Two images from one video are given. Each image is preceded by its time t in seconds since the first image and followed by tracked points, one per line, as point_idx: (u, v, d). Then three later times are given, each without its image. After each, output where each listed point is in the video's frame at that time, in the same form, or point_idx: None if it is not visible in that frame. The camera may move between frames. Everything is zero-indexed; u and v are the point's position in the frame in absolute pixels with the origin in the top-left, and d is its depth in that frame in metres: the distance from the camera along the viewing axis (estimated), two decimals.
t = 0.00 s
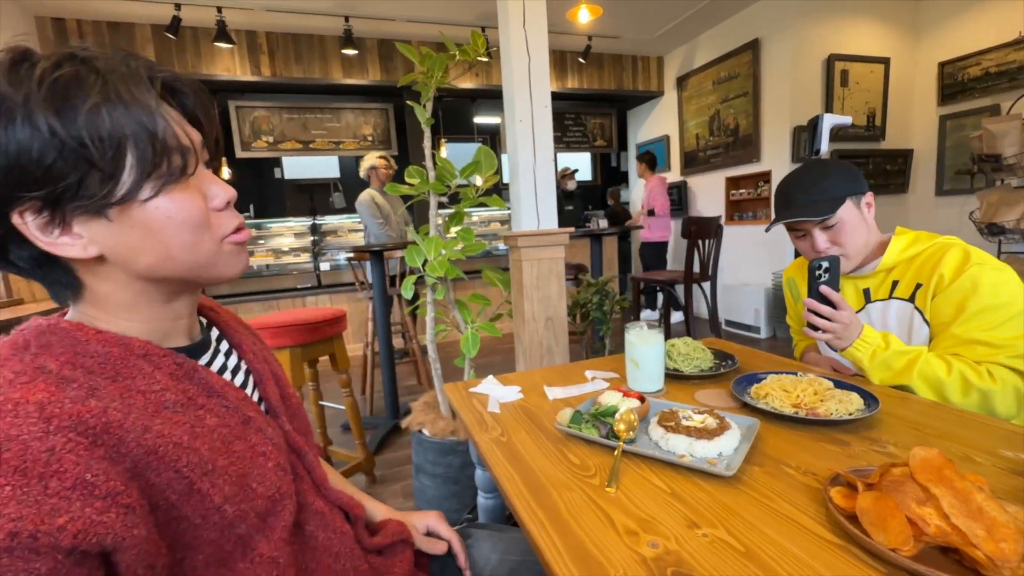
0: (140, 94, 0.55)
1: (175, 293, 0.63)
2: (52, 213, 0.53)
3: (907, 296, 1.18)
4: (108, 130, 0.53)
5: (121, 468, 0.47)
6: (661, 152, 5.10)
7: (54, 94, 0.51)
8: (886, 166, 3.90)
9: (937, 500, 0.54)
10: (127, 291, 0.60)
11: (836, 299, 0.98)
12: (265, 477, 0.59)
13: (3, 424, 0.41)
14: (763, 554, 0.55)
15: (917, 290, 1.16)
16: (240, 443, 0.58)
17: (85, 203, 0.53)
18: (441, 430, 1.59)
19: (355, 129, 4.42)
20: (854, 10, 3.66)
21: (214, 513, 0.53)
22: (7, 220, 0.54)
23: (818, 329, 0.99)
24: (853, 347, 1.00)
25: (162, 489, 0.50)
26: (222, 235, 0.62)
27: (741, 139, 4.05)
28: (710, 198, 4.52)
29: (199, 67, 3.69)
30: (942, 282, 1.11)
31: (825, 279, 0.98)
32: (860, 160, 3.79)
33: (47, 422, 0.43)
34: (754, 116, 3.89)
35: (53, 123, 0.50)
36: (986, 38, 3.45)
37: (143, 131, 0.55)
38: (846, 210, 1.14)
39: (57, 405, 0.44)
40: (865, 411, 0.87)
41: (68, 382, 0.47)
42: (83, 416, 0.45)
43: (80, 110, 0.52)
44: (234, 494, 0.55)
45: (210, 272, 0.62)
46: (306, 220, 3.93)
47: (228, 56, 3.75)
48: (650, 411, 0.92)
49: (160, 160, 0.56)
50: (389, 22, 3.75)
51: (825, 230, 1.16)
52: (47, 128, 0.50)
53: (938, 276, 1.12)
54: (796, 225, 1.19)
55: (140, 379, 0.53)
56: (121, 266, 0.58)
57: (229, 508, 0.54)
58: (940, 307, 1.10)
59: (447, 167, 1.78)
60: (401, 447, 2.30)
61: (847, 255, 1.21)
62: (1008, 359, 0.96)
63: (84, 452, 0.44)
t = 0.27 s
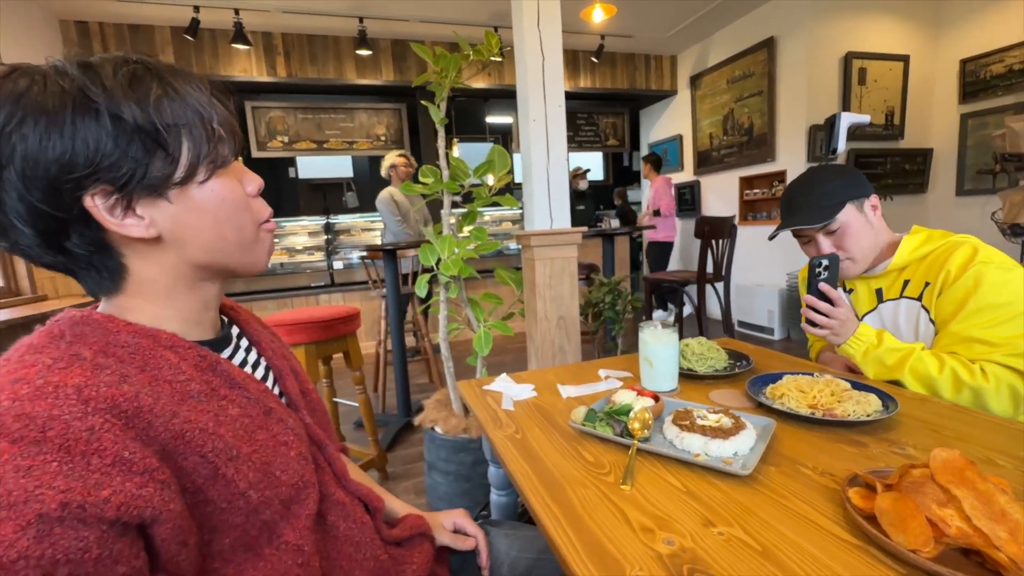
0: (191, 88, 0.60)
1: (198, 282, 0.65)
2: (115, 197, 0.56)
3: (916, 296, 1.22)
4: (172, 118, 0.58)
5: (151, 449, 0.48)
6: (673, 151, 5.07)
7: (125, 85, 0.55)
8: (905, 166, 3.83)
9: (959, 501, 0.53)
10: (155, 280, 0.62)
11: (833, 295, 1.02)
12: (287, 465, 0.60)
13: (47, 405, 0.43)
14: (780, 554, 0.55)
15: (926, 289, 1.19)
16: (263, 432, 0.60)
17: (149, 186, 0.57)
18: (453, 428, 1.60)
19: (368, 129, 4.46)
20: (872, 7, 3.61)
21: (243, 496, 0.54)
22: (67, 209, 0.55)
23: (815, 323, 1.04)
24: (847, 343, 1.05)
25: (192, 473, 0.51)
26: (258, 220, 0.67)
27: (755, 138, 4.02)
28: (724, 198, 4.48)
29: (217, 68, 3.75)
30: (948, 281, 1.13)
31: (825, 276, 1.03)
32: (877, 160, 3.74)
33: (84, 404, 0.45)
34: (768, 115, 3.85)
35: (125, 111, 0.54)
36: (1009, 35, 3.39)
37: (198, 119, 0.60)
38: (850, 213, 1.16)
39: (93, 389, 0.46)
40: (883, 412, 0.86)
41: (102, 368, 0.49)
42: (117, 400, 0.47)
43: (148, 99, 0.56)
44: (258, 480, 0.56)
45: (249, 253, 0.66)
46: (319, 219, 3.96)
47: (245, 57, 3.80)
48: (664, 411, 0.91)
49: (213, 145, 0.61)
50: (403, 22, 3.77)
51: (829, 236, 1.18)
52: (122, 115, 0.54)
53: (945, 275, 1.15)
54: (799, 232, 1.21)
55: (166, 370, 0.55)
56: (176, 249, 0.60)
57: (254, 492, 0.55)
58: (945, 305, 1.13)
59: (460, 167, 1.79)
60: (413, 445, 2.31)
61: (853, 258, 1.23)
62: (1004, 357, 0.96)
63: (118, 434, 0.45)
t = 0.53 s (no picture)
0: (207, 92, 0.61)
1: (215, 277, 0.66)
2: (127, 196, 0.57)
3: (920, 296, 1.22)
4: (184, 121, 0.58)
5: (173, 441, 0.49)
6: (683, 151, 5.04)
7: (142, 88, 0.56)
8: (920, 166, 3.79)
9: (974, 504, 0.53)
10: (175, 277, 0.63)
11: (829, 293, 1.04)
12: (302, 458, 0.61)
13: (76, 396, 0.44)
14: (792, 554, 0.54)
15: (930, 289, 1.19)
16: (278, 428, 0.61)
17: (159, 186, 0.57)
18: (462, 426, 1.61)
19: (378, 129, 4.48)
20: (887, 5, 3.57)
21: (261, 489, 0.55)
22: (83, 206, 0.56)
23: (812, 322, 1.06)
24: (841, 342, 1.07)
25: (211, 465, 0.52)
26: (268, 221, 0.67)
27: (767, 138, 3.98)
28: (734, 198, 4.45)
29: (229, 69, 3.80)
30: (950, 280, 1.13)
31: (821, 275, 1.05)
32: (891, 160, 3.70)
33: (112, 396, 0.46)
34: (780, 114, 3.82)
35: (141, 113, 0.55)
36: None
37: (211, 122, 0.61)
38: (850, 215, 1.17)
39: (119, 381, 0.47)
40: (897, 414, 0.86)
41: (126, 362, 0.50)
42: (142, 393, 0.48)
43: (162, 102, 0.57)
44: (275, 473, 0.57)
45: (259, 254, 0.66)
46: (329, 218, 3.99)
47: (257, 58, 3.84)
48: (675, 411, 0.91)
49: (225, 148, 0.62)
50: (413, 22, 3.79)
51: (830, 237, 1.20)
52: (137, 117, 0.55)
53: (948, 274, 1.14)
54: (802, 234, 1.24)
55: (187, 365, 0.56)
56: (188, 248, 0.61)
57: (270, 485, 0.56)
58: (944, 304, 1.13)
59: (471, 166, 1.80)
60: (422, 443, 2.32)
61: (856, 259, 1.23)
62: (993, 355, 0.97)
63: (143, 427, 0.46)
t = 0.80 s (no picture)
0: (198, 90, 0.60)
1: (219, 275, 0.66)
2: (119, 198, 0.57)
3: (925, 296, 1.21)
4: (174, 120, 0.58)
5: (180, 436, 0.50)
6: (689, 150, 5.02)
7: (130, 87, 0.56)
8: (928, 165, 3.75)
9: (985, 506, 0.52)
10: (181, 274, 0.63)
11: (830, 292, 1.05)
12: (307, 455, 0.61)
13: (84, 391, 0.44)
14: (800, 554, 0.54)
15: (935, 289, 1.18)
16: (283, 424, 0.61)
17: (150, 187, 0.57)
18: (467, 425, 1.61)
19: (384, 128, 4.49)
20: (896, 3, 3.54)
21: (265, 486, 0.55)
22: (76, 208, 0.57)
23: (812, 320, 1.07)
24: (842, 341, 1.07)
25: (218, 461, 0.52)
26: (266, 219, 0.67)
27: (773, 137, 3.96)
28: (740, 198, 4.43)
29: (236, 68, 3.82)
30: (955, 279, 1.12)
31: (823, 273, 1.05)
32: (899, 159, 3.67)
33: (118, 391, 0.46)
34: (787, 114, 3.79)
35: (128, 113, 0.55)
36: None
37: (202, 121, 0.60)
38: (852, 215, 1.17)
39: (126, 377, 0.47)
40: (905, 415, 0.85)
41: (133, 358, 0.50)
42: (149, 388, 0.48)
43: (150, 101, 0.56)
44: (280, 469, 0.57)
45: (257, 252, 0.66)
46: (335, 217, 4.00)
47: (264, 58, 3.86)
48: (681, 410, 0.91)
49: (217, 147, 0.61)
50: (419, 22, 3.79)
51: (831, 237, 1.19)
52: (125, 118, 0.55)
53: (953, 273, 1.13)
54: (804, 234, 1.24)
55: (193, 361, 0.56)
56: (182, 247, 0.61)
57: (275, 481, 0.56)
58: (949, 304, 1.11)
59: (476, 165, 1.80)
60: (426, 441, 2.33)
61: (859, 260, 1.23)
62: (996, 355, 0.95)
63: (149, 422, 0.46)
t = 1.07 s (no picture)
0: (174, 93, 0.59)
1: (221, 278, 0.66)
2: (102, 206, 0.58)
3: (926, 297, 1.21)
4: (148, 126, 0.57)
5: (184, 435, 0.50)
6: (691, 151, 5.02)
7: (103, 94, 0.55)
8: (932, 166, 3.74)
9: (988, 508, 0.52)
10: (184, 275, 0.63)
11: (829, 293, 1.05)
12: (309, 455, 0.61)
13: (89, 391, 0.44)
14: (801, 556, 0.54)
15: (936, 289, 1.18)
16: (285, 425, 0.61)
17: (128, 196, 0.57)
18: (468, 425, 1.61)
19: (386, 128, 4.49)
20: (899, 4, 3.53)
21: (267, 486, 0.55)
22: (66, 215, 0.59)
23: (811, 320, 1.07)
24: (841, 343, 1.08)
25: (221, 461, 0.53)
26: (258, 224, 0.65)
27: (776, 138, 3.96)
28: (741, 199, 4.42)
29: (239, 69, 3.83)
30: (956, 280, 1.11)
31: (822, 274, 1.06)
32: (902, 160, 3.66)
33: (124, 391, 0.46)
34: (789, 115, 3.79)
35: (100, 123, 0.54)
36: None
37: (178, 125, 0.58)
38: (851, 216, 1.17)
39: (131, 376, 0.47)
40: (908, 418, 0.84)
41: (137, 358, 0.50)
42: (153, 388, 0.48)
43: (121, 109, 0.55)
44: (282, 470, 0.57)
45: (249, 257, 0.65)
46: (337, 217, 4.00)
47: (267, 58, 3.87)
48: (682, 411, 0.91)
49: (194, 151, 0.59)
50: (422, 22, 3.80)
51: (830, 238, 1.20)
52: (97, 126, 0.54)
53: (953, 274, 1.12)
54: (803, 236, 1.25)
55: (196, 361, 0.56)
56: (170, 254, 0.61)
57: (277, 481, 0.56)
58: (949, 305, 1.11)
59: (478, 166, 1.80)
60: (428, 441, 2.33)
61: (859, 262, 1.23)
62: (995, 355, 0.95)
63: (154, 422, 0.46)
